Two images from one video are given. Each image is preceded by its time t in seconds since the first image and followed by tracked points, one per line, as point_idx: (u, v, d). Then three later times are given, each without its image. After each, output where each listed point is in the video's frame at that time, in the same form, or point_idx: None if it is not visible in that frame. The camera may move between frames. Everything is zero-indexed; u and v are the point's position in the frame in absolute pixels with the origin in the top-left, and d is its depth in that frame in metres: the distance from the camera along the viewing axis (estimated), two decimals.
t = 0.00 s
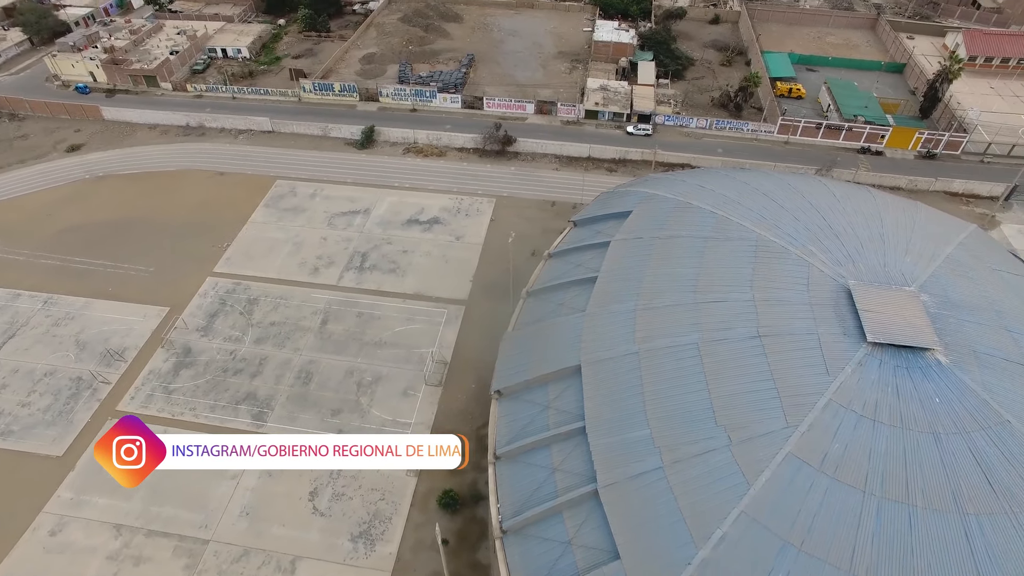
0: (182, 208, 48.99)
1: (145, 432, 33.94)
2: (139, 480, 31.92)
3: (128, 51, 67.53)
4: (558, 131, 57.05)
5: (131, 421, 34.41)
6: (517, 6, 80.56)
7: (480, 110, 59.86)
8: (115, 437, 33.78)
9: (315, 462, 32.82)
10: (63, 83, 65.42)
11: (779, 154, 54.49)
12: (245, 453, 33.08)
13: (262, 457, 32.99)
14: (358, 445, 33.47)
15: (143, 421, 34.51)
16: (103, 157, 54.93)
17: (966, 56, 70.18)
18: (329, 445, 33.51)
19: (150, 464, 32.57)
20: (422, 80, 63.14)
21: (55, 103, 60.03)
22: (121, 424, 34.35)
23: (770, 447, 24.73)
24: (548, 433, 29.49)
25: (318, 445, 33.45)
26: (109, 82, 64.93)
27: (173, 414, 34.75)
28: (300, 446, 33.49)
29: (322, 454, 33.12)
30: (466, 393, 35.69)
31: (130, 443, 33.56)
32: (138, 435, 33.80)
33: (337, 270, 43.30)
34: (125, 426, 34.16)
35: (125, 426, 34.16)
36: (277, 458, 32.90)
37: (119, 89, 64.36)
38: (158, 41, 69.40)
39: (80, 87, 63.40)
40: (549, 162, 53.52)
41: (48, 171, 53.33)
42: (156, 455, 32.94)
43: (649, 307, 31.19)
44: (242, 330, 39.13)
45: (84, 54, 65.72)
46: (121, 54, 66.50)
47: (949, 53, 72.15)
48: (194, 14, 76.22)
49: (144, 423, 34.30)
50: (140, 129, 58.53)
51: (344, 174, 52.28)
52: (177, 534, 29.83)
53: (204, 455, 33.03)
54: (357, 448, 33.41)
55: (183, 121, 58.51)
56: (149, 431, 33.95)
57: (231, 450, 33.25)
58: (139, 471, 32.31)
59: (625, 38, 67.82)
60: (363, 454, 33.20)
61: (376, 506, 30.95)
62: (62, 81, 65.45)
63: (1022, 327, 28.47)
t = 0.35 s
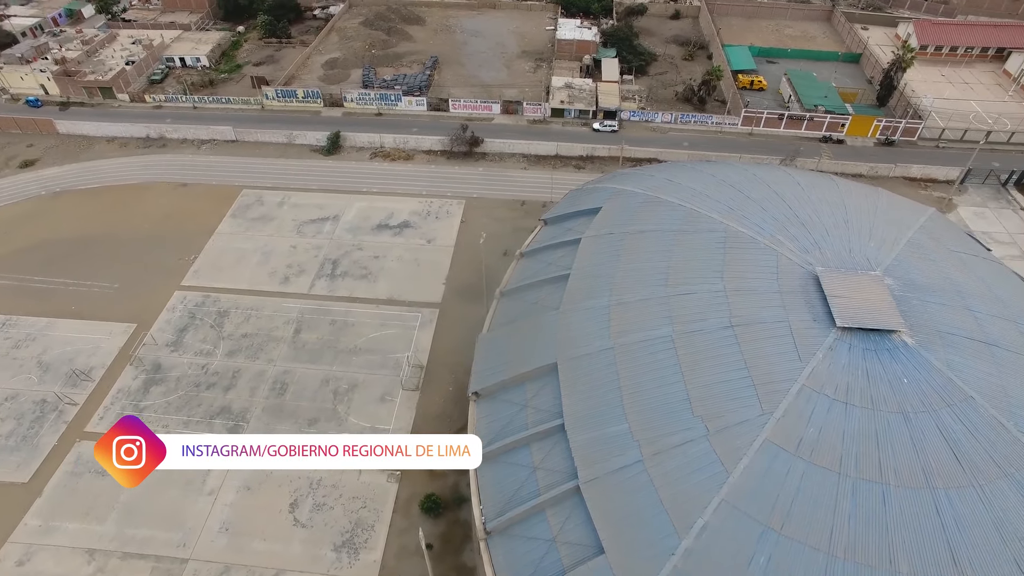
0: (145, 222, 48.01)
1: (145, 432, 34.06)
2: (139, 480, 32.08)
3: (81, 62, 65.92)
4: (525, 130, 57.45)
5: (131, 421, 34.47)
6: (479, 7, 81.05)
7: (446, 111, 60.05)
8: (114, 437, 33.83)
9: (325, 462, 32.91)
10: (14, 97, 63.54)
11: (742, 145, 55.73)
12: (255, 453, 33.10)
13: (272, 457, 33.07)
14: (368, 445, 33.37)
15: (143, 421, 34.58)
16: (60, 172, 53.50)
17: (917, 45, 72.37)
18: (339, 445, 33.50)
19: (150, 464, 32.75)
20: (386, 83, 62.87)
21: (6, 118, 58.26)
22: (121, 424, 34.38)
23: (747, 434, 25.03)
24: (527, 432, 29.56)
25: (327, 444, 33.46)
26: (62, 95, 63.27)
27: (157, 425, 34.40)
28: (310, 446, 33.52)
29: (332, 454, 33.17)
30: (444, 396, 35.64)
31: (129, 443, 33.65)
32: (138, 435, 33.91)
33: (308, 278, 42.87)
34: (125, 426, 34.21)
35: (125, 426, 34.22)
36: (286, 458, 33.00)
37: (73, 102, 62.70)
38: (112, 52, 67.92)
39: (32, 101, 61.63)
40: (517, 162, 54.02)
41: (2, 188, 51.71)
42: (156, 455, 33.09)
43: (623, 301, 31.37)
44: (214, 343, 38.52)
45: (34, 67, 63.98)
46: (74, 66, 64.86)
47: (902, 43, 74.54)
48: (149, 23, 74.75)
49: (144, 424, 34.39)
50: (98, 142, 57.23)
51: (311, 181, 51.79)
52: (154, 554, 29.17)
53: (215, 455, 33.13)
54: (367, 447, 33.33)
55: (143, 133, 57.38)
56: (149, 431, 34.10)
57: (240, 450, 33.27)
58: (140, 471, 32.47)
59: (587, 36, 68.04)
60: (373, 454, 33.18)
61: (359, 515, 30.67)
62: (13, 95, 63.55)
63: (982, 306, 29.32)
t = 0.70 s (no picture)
0: (104, 238, 46.80)
1: (145, 432, 34.14)
2: (139, 480, 32.12)
3: (27, 77, 63.88)
4: (488, 130, 57.77)
5: (131, 421, 34.54)
6: (437, 9, 81.16)
7: (409, 115, 59.96)
8: (115, 437, 33.90)
9: (325, 462, 33.05)
10: None
11: (704, 138, 56.84)
12: (255, 453, 33.20)
13: (272, 457, 33.21)
14: (368, 445, 33.40)
15: (143, 421, 34.65)
16: (9, 192, 51.75)
17: (867, 34, 74.06)
18: (339, 445, 33.58)
19: (150, 464, 32.81)
20: (346, 89, 62.47)
21: None
22: (121, 424, 34.44)
23: (722, 423, 25.29)
24: (504, 432, 29.58)
25: (328, 444, 33.58)
26: (8, 111, 61.16)
27: (155, 426, 34.46)
28: (310, 446, 33.66)
29: (332, 454, 33.28)
30: (420, 401, 35.56)
31: (130, 443, 33.75)
32: (138, 435, 33.99)
33: (276, 289, 42.31)
34: (125, 426, 34.28)
35: (125, 426, 34.28)
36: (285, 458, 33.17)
37: (20, 118, 60.63)
38: (60, 65, 65.98)
39: None
40: (482, 162, 54.28)
41: None
42: (156, 455, 33.13)
43: (595, 297, 31.50)
44: (182, 360, 37.77)
45: None
46: (20, 80, 62.80)
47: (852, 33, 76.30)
48: (97, 34, 72.82)
49: (144, 424, 34.48)
50: (49, 158, 55.56)
51: (274, 190, 51.10)
52: None
53: (215, 455, 33.09)
54: (367, 447, 33.39)
55: (96, 147, 55.90)
56: (149, 431, 34.18)
57: (241, 450, 33.26)
58: (140, 471, 32.54)
59: (546, 35, 68.53)
60: (373, 454, 33.21)
61: (339, 525, 30.35)
62: None
63: (940, 285, 30.21)
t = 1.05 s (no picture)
0: (67, 254, 45.71)
1: (145, 432, 34.24)
2: (139, 480, 32.25)
3: None
4: (458, 132, 57.87)
5: (131, 421, 34.63)
6: (401, 11, 80.93)
7: (377, 119, 59.60)
8: (115, 437, 33.97)
9: (325, 462, 33.10)
10: None
11: (673, 132, 57.59)
12: (255, 453, 33.33)
13: (272, 457, 33.35)
14: (368, 445, 33.37)
15: (143, 421, 34.75)
16: None
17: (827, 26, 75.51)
18: (339, 445, 33.62)
19: (150, 464, 32.91)
20: (313, 94, 61.89)
21: None
22: (121, 424, 34.52)
23: (701, 414, 25.49)
24: (485, 434, 29.56)
25: (327, 444, 33.59)
26: None
27: (155, 426, 34.56)
28: (310, 446, 33.71)
29: (332, 454, 33.29)
30: (400, 406, 35.43)
31: (130, 443, 33.80)
32: (138, 435, 34.08)
33: (249, 299, 41.78)
34: (125, 426, 34.35)
35: (125, 426, 34.37)
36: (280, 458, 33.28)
37: None
38: (14, 78, 64.19)
39: None
40: (453, 164, 54.32)
41: None
42: (156, 455, 33.22)
43: (571, 295, 31.59)
44: (155, 375, 37.07)
45: None
46: None
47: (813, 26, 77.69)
48: (51, 44, 71.00)
49: (144, 424, 34.58)
50: (5, 174, 54.02)
51: (243, 199, 50.41)
52: None
53: (215, 455, 33.19)
54: (367, 447, 33.35)
55: (55, 161, 54.53)
56: (149, 432, 34.26)
57: (240, 450, 33.36)
58: (140, 471, 32.67)
59: (513, 34, 68.61)
60: (373, 454, 33.21)
61: (323, 535, 30.05)
62: None
63: (906, 269, 30.89)
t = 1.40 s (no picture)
0: (34, 269, 44.67)
1: (145, 432, 34.34)
2: (139, 480, 32.37)
3: None
4: (431, 135, 57.81)
5: (131, 421, 34.72)
6: (371, 14, 80.53)
7: (349, 123, 59.25)
8: (114, 437, 34.08)
9: (325, 462, 33.34)
10: None
11: (645, 129, 58.20)
12: (255, 453, 33.47)
13: (272, 456, 33.49)
14: (368, 445, 33.39)
15: (142, 421, 34.84)
16: None
17: (793, 21, 76.55)
18: (340, 444, 33.77)
19: (150, 464, 33.08)
20: (283, 100, 61.31)
21: None
22: (121, 423, 34.61)
23: (682, 408, 25.69)
24: (468, 436, 29.52)
25: (328, 444, 33.78)
26: None
27: (154, 426, 34.64)
28: (310, 446, 33.84)
29: (331, 456, 33.44)
30: (382, 411, 35.29)
31: (130, 443, 33.96)
32: (138, 435, 34.19)
33: (225, 309, 41.23)
34: (125, 426, 34.43)
35: (125, 426, 34.46)
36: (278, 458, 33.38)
37: None
38: None
39: None
40: (427, 167, 54.22)
41: None
42: (156, 455, 33.38)
43: (550, 294, 31.65)
44: (130, 390, 36.42)
45: None
46: None
47: (779, 20, 78.77)
48: (9, 54, 69.25)
49: (144, 424, 34.67)
50: None
51: (215, 208, 49.72)
52: None
53: (215, 455, 33.39)
54: (360, 452, 33.25)
55: (18, 174, 53.23)
56: (149, 431, 34.38)
57: (240, 450, 33.51)
58: (139, 471, 32.80)
59: (483, 36, 69.05)
60: (374, 454, 33.19)
61: (308, 545, 29.76)
62: None
63: (877, 258, 31.47)
